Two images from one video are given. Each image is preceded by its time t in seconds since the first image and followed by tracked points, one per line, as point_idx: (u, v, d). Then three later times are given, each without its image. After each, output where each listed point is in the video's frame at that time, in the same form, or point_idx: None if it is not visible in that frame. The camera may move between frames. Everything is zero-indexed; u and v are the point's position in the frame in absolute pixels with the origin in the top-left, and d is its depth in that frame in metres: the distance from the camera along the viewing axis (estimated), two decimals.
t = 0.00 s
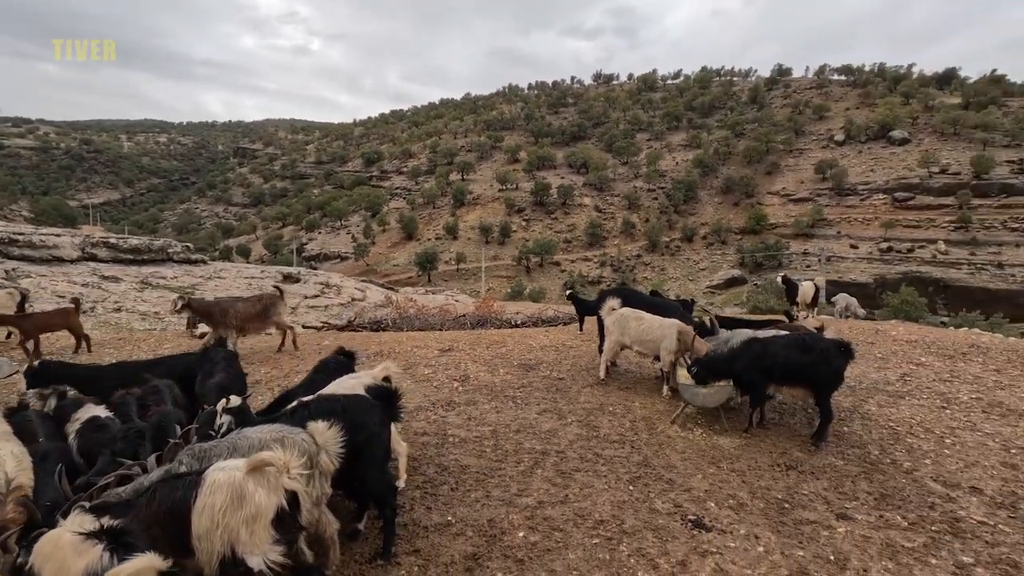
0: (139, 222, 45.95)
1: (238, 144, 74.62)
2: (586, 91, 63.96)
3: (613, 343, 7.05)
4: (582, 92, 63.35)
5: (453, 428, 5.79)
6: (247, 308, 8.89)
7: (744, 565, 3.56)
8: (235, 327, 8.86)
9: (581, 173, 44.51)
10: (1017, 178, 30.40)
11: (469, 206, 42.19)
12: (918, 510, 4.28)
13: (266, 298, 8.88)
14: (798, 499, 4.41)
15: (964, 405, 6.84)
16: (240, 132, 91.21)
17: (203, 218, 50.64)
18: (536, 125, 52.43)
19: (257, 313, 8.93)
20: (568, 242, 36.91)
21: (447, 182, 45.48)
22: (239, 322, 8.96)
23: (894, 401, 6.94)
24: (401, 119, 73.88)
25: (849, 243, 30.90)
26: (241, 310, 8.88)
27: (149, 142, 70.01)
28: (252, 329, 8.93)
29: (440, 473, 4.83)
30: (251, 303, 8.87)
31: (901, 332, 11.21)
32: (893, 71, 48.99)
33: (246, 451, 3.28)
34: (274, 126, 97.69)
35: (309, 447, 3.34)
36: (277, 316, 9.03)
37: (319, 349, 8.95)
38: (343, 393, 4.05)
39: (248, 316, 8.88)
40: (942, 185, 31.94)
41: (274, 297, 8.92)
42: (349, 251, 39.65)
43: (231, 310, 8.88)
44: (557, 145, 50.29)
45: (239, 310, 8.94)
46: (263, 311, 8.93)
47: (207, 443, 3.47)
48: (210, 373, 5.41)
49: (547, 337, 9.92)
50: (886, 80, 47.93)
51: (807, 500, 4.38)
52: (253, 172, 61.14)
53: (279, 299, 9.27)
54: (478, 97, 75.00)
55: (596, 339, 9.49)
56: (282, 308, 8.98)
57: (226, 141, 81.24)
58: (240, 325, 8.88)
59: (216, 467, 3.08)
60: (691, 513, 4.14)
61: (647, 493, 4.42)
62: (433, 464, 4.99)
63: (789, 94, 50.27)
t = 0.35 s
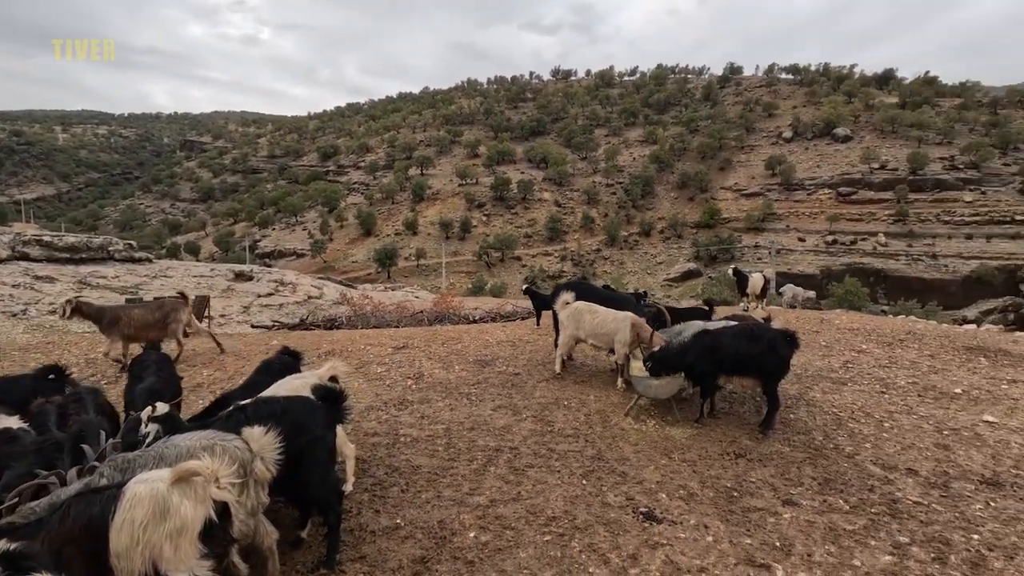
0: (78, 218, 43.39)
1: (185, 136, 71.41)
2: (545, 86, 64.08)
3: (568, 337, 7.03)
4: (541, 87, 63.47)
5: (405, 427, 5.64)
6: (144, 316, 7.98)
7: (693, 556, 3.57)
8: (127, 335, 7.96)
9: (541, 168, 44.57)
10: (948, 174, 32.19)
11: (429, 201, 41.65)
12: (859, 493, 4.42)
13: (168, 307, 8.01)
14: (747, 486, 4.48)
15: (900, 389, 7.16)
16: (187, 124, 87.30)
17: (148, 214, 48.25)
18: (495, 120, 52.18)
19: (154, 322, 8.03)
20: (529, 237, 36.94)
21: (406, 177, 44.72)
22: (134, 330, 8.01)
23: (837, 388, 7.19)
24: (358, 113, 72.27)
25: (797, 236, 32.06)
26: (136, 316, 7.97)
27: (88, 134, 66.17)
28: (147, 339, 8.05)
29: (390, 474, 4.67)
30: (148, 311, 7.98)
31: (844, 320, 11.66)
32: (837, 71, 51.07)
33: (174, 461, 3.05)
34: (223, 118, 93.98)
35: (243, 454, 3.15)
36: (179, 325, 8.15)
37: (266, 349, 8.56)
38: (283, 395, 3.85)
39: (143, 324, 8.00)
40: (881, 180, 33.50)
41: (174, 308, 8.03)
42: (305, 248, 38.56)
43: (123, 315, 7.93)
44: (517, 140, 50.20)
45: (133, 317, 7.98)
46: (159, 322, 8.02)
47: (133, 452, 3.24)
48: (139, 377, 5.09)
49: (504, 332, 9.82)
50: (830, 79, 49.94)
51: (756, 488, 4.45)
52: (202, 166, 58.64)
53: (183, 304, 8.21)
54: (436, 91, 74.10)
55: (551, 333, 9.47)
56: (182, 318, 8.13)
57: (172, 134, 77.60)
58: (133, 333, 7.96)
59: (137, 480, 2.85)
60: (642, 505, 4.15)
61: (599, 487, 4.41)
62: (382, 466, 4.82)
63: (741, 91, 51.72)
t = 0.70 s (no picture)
0: (14, 211, 40.71)
1: (133, 125, 67.97)
2: (509, 78, 63.65)
3: (532, 331, 6.84)
4: (505, 79, 63.02)
5: (362, 429, 5.32)
6: (30, 319, 6.94)
7: (664, 559, 3.42)
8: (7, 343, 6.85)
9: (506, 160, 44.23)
10: (895, 168, 33.48)
11: (392, 193, 40.79)
12: (826, 485, 4.37)
13: (60, 309, 7.12)
14: (716, 481, 4.38)
15: (861, 377, 7.27)
16: (135, 112, 83.15)
17: (93, 207, 45.72)
18: (459, 111, 51.48)
19: (42, 326, 7.05)
20: (494, 229, 36.63)
21: (368, 168, 43.64)
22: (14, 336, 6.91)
23: (800, 376, 7.25)
24: (317, 102, 70.24)
25: (755, 228, 32.80)
26: (20, 320, 6.90)
27: (25, 122, 62.19)
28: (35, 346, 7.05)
29: (345, 480, 4.37)
30: (36, 314, 6.99)
31: (803, 310, 11.86)
32: (792, 67, 52.41)
33: (89, 480, 2.69)
34: (175, 107, 89.92)
35: (170, 470, 2.80)
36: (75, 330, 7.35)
37: (213, 349, 8.04)
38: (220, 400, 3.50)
39: (31, 329, 6.98)
40: (833, 174, 34.57)
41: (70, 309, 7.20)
42: (263, 241, 37.25)
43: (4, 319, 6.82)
44: (481, 132, 49.66)
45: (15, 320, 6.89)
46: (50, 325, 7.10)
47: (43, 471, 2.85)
48: (59, 384, 4.60)
49: (468, 326, 9.55)
50: (785, 75, 51.24)
51: (724, 482, 4.36)
52: (152, 157, 55.92)
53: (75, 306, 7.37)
54: (398, 82, 72.67)
55: (515, 326, 9.26)
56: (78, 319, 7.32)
57: (119, 122, 73.71)
58: (16, 339, 6.89)
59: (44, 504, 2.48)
60: (611, 506, 3.98)
61: (566, 488, 4.22)
62: (337, 472, 4.52)
63: (701, 86, 52.54)
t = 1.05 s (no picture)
0: None
1: (86, 111, 64.73)
2: (479, 69, 62.89)
3: (505, 327, 6.58)
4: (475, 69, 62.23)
5: (326, 435, 4.98)
6: None
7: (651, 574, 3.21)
8: None
9: (477, 151, 43.67)
10: (854, 162, 34.33)
11: (361, 184, 39.86)
12: (811, 485, 4.25)
13: None
14: (699, 484, 4.21)
15: (835, 370, 7.25)
16: (88, 98, 79.23)
17: (43, 198, 43.39)
18: (428, 101, 50.58)
19: None
20: (465, 221, 36.17)
21: (336, 159, 42.48)
22: None
23: (776, 370, 7.18)
24: (281, 90, 68.12)
25: (722, 220, 33.22)
26: None
27: None
28: None
29: (306, 494, 4.04)
30: None
31: (774, 301, 11.89)
32: (757, 62, 53.19)
33: None
34: (130, 93, 86.01)
35: (93, 501, 2.43)
36: None
37: (163, 350, 7.49)
38: (158, 415, 3.13)
39: None
40: (796, 167, 35.23)
41: None
42: (227, 233, 35.99)
43: None
44: (451, 122, 48.91)
45: None
46: None
47: None
48: None
49: (439, 322, 9.21)
50: (750, 70, 52.00)
51: (707, 485, 4.19)
52: (106, 145, 53.35)
53: None
54: (365, 70, 71.05)
55: (488, 322, 8.97)
56: None
57: (70, 108, 70.08)
58: None
59: None
60: (591, 515, 3.76)
61: (544, 496, 3.99)
62: (298, 483, 4.18)
63: (670, 79, 52.88)
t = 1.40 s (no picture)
0: None
1: (42, 96, 61.70)
2: (454, 58, 61.98)
3: (483, 321, 6.33)
4: (449, 58, 61.32)
5: (292, 438, 4.66)
6: None
7: None
8: None
9: (452, 141, 43.03)
10: (822, 155, 34.89)
11: (333, 174, 38.91)
12: (799, 482, 4.13)
13: None
14: (686, 484, 4.04)
15: (815, 362, 7.19)
16: (44, 82, 75.62)
17: None
18: (402, 90, 49.60)
19: None
20: (440, 212, 35.65)
21: (307, 148, 41.33)
22: None
23: (756, 362, 7.09)
24: (250, 77, 66.03)
25: (695, 211, 33.45)
26: None
27: None
28: None
29: (269, 504, 3.73)
30: None
31: (751, 292, 11.86)
32: (730, 55, 53.61)
33: None
34: (90, 77, 82.38)
35: (8, 531, 2.10)
36: None
37: (118, 348, 7.04)
38: (95, 426, 2.77)
39: None
40: (768, 159, 35.65)
41: None
42: (194, 223, 34.79)
43: None
44: (426, 112, 48.09)
45: None
46: None
47: None
48: None
49: (414, 315, 8.89)
50: (723, 63, 52.38)
51: (695, 485, 4.02)
52: (64, 132, 50.97)
53: None
54: (337, 58, 69.37)
55: (464, 316, 8.68)
56: None
57: (24, 92, 66.73)
58: None
59: None
60: (576, 521, 3.56)
61: (526, 501, 3.76)
62: (261, 492, 3.87)
63: (645, 71, 52.93)
